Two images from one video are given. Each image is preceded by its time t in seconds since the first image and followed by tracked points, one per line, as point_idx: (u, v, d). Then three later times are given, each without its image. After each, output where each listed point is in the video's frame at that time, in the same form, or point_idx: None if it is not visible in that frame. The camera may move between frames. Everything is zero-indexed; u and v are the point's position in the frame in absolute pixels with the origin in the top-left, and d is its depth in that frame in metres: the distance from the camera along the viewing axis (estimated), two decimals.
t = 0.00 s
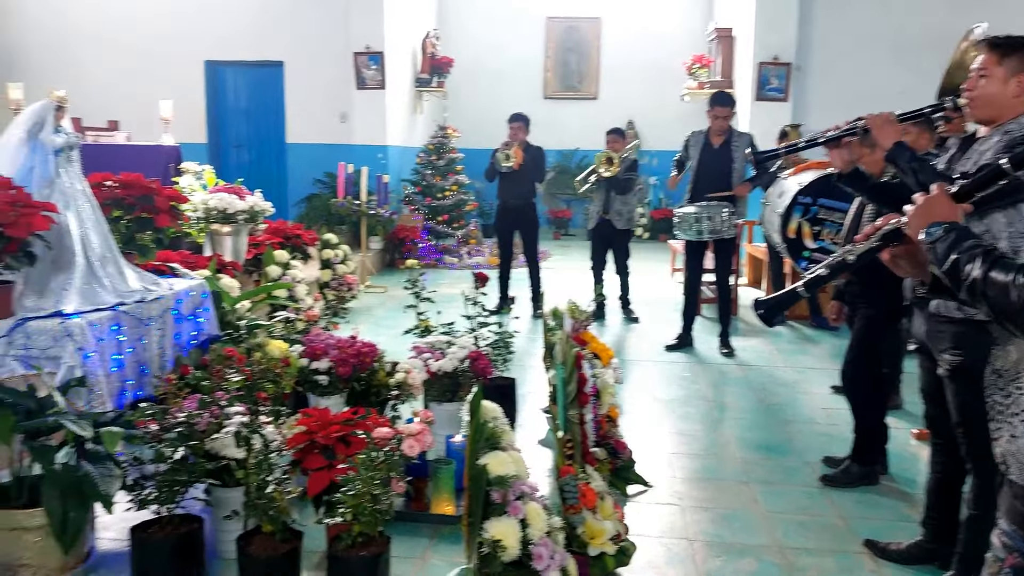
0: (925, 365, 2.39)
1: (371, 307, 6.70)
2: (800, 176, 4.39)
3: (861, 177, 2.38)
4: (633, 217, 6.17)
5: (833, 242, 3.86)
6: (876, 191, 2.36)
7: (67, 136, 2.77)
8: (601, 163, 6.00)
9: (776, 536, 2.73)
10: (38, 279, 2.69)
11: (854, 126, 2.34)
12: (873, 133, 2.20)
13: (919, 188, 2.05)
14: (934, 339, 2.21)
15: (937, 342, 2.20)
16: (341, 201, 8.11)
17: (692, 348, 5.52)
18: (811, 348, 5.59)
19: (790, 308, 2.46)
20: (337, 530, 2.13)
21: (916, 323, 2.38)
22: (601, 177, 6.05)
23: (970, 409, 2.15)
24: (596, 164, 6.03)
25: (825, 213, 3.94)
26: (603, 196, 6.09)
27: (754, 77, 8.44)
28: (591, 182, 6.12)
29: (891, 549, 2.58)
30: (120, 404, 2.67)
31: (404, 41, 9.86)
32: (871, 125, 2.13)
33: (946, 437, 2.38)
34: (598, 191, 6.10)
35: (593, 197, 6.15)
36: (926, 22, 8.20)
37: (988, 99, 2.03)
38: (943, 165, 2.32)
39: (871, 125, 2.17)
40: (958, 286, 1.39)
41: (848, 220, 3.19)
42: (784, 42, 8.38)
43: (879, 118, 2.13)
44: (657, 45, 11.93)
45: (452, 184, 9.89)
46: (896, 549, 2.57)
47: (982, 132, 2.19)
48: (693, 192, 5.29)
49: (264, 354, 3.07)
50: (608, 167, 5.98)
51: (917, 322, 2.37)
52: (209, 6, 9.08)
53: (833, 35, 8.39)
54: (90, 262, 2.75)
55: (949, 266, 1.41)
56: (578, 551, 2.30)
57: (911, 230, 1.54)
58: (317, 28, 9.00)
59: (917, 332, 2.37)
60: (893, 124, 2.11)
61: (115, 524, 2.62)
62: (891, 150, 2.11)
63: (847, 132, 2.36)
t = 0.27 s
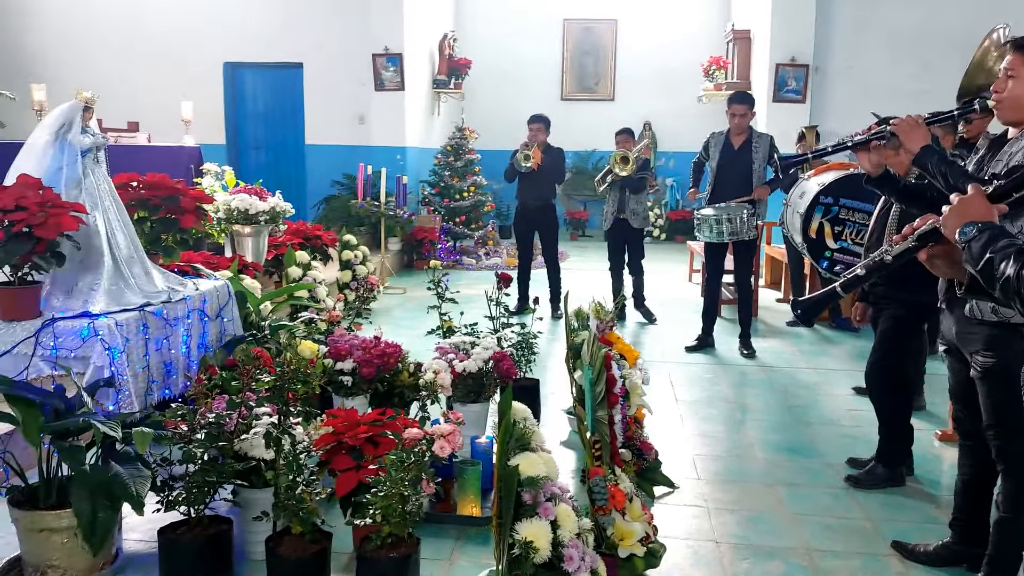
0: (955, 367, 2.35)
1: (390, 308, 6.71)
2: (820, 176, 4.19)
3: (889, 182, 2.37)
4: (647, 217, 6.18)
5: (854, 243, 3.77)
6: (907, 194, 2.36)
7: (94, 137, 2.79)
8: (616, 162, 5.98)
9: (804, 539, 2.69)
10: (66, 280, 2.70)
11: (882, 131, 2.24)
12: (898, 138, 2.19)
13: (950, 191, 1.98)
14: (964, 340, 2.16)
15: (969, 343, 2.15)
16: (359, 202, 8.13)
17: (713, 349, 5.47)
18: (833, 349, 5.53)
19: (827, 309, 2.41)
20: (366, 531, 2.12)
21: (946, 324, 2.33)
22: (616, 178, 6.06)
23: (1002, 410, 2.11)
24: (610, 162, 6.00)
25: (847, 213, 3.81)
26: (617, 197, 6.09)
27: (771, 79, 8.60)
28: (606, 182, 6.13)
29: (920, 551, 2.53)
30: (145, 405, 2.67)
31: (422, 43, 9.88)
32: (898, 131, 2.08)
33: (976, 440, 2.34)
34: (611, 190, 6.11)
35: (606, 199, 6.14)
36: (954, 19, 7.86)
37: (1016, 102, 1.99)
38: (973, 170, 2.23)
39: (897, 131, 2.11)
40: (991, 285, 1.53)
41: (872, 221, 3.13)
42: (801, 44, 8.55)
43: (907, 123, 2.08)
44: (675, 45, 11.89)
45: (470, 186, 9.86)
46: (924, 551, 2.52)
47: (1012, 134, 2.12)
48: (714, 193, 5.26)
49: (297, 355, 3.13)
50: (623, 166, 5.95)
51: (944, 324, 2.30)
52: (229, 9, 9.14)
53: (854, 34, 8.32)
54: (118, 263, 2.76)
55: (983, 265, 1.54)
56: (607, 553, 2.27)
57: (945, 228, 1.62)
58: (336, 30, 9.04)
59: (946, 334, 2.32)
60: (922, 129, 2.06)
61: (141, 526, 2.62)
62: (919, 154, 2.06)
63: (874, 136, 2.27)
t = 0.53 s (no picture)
0: (970, 364, 2.35)
1: (387, 307, 6.68)
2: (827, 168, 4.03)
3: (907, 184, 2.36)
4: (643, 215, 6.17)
5: (858, 239, 3.66)
6: (923, 195, 2.35)
7: (98, 134, 2.72)
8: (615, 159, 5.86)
9: (815, 536, 2.69)
10: (71, 280, 2.66)
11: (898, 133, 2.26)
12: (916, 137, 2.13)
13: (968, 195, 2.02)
14: (979, 336, 2.17)
15: (985, 340, 2.15)
16: (355, 201, 8.09)
17: (712, 346, 5.48)
18: (832, 346, 5.55)
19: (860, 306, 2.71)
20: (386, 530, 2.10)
21: (960, 321, 2.34)
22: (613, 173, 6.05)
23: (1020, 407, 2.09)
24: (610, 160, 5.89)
25: (851, 209, 3.68)
26: (613, 195, 6.08)
27: (766, 77, 8.40)
28: (604, 179, 6.05)
29: (932, 546, 2.54)
30: (154, 406, 2.64)
31: (415, 41, 9.84)
32: (914, 134, 2.08)
33: (990, 437, 2.34)
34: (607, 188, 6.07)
35: (603, 197, 6.12)
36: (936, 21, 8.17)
37: None
38: (987, 167, 2.24)
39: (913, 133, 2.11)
40: None
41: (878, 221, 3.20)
42: (796, 41, 8.35)
43: (924, 124, 2.08)
44: (668, 44, 11.90)
45: (464, 184, 9.87)
46: (936, 546, 2.52)
47: None
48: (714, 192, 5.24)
49: (315, 354, 3.02)
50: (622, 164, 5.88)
51: (961, 321, 2.35)
52: (221, 7, 9.08)
53: (848, 32, 8.31)
54: (123, 263, 2.71)
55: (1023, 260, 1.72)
56: (625, 552, 2.24)
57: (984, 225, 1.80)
58: (329, 28, 8.99)
59: (961, 331, 2.34)
60: (938, 131, 2.07)
61: (150, 528, 2.59)
62: (937, 157, 2.08)
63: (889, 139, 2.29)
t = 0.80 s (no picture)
0: (948, 360, 2.41)
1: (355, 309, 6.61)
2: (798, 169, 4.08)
3: (889, 186, 2.59)
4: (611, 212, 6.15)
5: (830, 240, 3.71)
6: (904, 197, 2.58)
7: (69, 135, 2.65)
8: (585, 151, 6.04)
9: (797, 533, 2.72)
10: (42, 285, 2.57)
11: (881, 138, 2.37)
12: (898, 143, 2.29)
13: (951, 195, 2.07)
14: (960, 333, 2.23)
15: (965, 336, 2.21)
16: (321, 202, 7.99)
17: (683, 345, 5.52)
18: (800, 344, 5.63)
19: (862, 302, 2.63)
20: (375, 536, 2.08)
21: (939, 318, 2.40)
22: (582, 169, 6.07)
23: (1001, 402, 2.14)
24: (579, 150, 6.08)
25: (823, 210, 3.72)
26: (581, 191, 6.08)
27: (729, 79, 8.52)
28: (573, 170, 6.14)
29: (913, 541, 2.58)
30: (128, 414, 2.56)
31: (379, 41, 9.76)
32: (897, 136, 2.16)
33: (967, 432, 2.39)
34: (576, 187, 6.09)
35: (572, 192, 6.12)
36: (893, 23, 8.32)
37: (1009, 99, 2.05)
38: (966, 169, 2.29)
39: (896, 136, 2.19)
40: None
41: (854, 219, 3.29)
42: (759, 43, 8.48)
43: (905, 127, 2.17)
44: (631, 45, 11.98)
45: (430, 184, 9.81)
46: (917, 541, 2.57)
47: (1002, 134, 2.19)
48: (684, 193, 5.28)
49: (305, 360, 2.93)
50: (592, 155, 6.03)
51: (939, 318, 2.41)
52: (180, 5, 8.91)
53: (810, 34, 8.44)
54: (96, 267, 2.63)
55: None
56: (615, 552, 2.25)
57: (985, 226, 1.83)
58: (292, 27, 8.88)
59: (939, 328, 2.40)
60: (921, 133, 2.14)
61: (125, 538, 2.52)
62: (920, 159, 2.13)
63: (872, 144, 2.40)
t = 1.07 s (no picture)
0: (937, 357, 2.45)
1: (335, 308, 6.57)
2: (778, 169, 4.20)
3: (878, 183, 2.70)
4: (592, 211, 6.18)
5: (814, 236, 3.77)
6: (891, 194, 2.67)
7: (52, 132, 2.64)
8: (567, 153, 6.03)
9: (785, 528, 2.76)
10: (25, 285, 2.51)
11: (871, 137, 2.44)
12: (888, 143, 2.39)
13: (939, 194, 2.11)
14: (950, 330, 2.28)
15: (955, 334, 2.27)
16: (300, 200, 7.93)
17: (665, 343, 5.56)
18: (780, 341, 5.69)
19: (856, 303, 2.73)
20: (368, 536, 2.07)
21: (928, 315, 2.43)
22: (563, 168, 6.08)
23: (987, 398, 2.22)
24: (561, 153, 6.08)
25: (807, 206, 3.79)
26: (562, 190, 6.10)
27: (707, 78, 8.54)
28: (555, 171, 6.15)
29: (899, 536, 2.63)
30: (113, 414, 2.53)
31: (357, 38, 9.71)
32: (887, 136, 2.20)
33: (954, 428, 2.43)
34: (556, 185, 6.11)
35: (552, 193, 6.13)
36: (870, 23, 8.45)
37: (999, 97, 2.09)
38: (954, 165, 2.34)
39: (886, 137, 2.23)
40: None
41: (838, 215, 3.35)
42: (736, 41, 8.51)
43: (895, 127, 2.20)
44: (608, 43, 12.02)
45: (409, 181, 9.77)
46: (903, 536, 2.62)
47: (991, 130, 2.23)
48: (665, 190, 5.32)
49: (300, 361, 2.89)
50: (573, 158, 6.02)
51: (928, 315, 2.44)
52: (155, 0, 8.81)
53: (786, 34, 8.52)
54: (80, 266, 2.60)
55: None
56: (607, 551, 2.26)
57: (991, 225, 1.86)
58: (269, 23, 8.80)
59: (928, 325, 2.44)
60: (910, 134, 2.18)
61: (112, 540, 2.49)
62: (910, 159, 2.16)
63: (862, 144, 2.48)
